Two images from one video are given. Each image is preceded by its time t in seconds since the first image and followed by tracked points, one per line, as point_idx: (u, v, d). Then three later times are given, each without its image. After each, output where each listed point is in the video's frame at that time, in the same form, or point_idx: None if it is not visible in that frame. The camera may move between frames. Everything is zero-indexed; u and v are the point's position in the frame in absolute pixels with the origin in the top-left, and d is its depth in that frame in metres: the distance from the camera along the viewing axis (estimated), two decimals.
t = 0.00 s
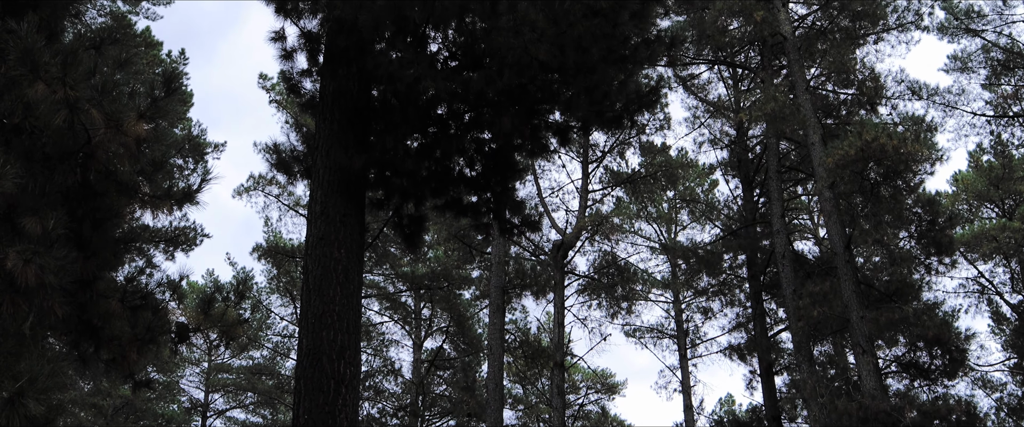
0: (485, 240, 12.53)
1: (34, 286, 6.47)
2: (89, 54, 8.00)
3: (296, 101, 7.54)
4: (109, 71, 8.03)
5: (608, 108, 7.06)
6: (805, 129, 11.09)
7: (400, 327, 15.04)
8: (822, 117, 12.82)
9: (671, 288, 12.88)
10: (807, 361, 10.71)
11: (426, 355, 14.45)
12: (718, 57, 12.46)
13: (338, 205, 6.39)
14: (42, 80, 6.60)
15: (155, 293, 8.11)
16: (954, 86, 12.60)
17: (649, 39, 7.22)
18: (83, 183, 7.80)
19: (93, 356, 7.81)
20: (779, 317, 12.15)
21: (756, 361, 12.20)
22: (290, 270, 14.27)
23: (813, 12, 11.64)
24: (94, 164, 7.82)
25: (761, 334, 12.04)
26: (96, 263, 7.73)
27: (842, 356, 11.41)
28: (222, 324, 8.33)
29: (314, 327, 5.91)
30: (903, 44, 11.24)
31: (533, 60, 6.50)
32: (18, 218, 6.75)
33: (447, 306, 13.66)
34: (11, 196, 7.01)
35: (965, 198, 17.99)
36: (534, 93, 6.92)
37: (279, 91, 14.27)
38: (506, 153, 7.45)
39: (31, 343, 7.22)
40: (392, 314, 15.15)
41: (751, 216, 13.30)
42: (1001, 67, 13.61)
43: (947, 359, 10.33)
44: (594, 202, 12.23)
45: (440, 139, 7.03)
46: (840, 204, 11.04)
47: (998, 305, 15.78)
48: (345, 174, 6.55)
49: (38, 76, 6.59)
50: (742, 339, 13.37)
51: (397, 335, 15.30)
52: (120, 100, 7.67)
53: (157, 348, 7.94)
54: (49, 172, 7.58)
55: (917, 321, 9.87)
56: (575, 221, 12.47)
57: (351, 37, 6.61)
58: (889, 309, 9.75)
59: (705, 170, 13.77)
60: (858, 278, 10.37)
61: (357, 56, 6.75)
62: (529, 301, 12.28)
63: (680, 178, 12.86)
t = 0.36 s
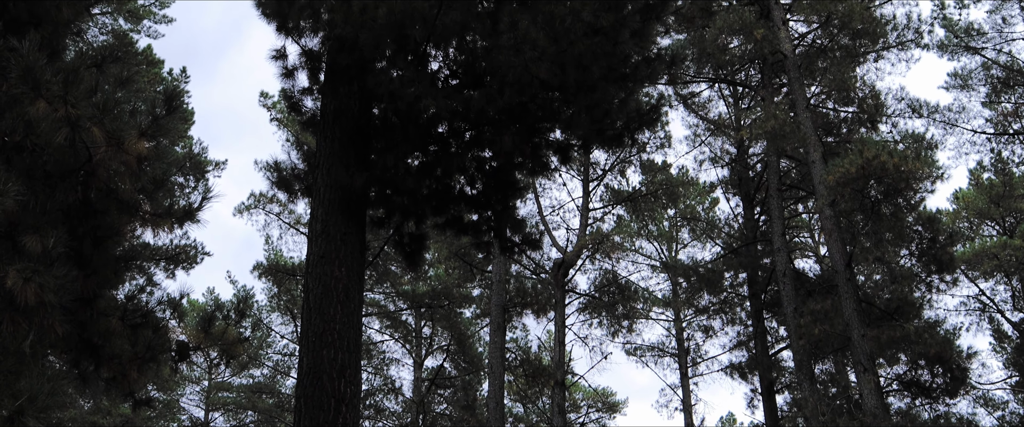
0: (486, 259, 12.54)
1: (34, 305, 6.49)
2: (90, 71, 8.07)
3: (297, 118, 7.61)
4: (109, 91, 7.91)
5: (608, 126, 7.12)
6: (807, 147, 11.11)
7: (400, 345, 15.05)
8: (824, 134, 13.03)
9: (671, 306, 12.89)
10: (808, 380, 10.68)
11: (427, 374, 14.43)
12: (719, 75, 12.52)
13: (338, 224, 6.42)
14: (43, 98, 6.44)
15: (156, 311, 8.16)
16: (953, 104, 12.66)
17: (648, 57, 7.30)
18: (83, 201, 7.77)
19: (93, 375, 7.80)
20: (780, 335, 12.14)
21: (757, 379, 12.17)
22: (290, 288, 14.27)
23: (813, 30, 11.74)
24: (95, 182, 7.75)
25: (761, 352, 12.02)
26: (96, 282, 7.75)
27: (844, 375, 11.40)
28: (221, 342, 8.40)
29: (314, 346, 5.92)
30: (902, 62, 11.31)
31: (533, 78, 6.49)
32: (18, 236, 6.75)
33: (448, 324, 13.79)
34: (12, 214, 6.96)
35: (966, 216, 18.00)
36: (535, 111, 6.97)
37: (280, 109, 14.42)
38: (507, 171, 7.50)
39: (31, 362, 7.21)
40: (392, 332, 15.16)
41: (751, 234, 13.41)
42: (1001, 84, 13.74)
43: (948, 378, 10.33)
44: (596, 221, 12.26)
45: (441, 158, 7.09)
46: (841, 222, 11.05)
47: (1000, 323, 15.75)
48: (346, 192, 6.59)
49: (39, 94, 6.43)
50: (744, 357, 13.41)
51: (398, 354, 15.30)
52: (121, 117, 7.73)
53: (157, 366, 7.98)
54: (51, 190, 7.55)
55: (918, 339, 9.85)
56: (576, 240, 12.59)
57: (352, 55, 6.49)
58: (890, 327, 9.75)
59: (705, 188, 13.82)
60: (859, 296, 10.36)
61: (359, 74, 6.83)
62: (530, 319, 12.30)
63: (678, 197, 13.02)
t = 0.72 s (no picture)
0: (486, 300, 12.53)
1: (34, 346, 6.51)
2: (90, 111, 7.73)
3: (299, 159, 7.72)
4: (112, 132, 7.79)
5: (608, 167, 7.21)
6: (807, 187, 11.16)
7: (401, 387, 15.00)
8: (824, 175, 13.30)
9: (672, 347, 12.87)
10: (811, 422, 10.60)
11: (427, 415, 14.35)
12: (719, 115, 12.35)
13: (339, 265, 6.48)
14: (46, 138, 6.30)
15: (156, 352, 8.11)
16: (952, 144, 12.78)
17: (650, 98, 7.39)
18: (84, 241, 7.80)
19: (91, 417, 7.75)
20: (782, 376, 12.08)
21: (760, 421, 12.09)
22: (291, 329, 14.25)
23: (813, 70, 11.79)
24: (96, 222, 7.72)
25: (764, 394, 11.95)
26: (96, 323, 7.79)
27: (847, 416, 11.31)
28: (222, 383, 8.37)
29: (314, 387, 5.94)
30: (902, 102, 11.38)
31: (534, 118, 6.48)
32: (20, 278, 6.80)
33: (448, 365, 14.15)
34: (12, 254, 6.95)
35: (967, 256, 17.98)
36: (536, 152, 7.08)
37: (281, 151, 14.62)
38: (508, 212, 7.60)
39: (30, 403, 7.26)
40: (393, 373, 15.12)
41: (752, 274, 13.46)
42: (1001, 123, 13.94)
43: (952, 419, 10.30)
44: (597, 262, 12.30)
45: (442, 198, 7.19)
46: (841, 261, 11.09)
47: (1003, 363, 15.67)
48: (347, 232, 6.66)
49: (43, 134, 6.28)
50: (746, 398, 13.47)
51: (398, 395, 15.23)
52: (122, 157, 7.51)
53: (157, 408, 7.96)
54: (53, 230, 7.49)
55: (921, 380, 9.83)
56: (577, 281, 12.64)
57: (354, 95, 6.47)
58: (892, 368, 9.71)
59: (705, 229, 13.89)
60: (861, 337, 10.34)
61: (359, 116, 6.74)
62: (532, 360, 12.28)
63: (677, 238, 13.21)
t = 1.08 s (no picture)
0: (487, 353, 12.51)
1: (33, 399, 6.53)
2: (94, 165, 7.69)
3: (300, 211, 7.90)
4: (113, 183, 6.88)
5: (610, 219, 7.35)
6: (808, 239, 11.23)
7: None
8: (825, 226, 13.51)
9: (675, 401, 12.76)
10: None
11: None
12: (720, 168, 12.68)
13: (340, 318, 6.56)
14: (48, 192, 5.89)
15: (156, 406, 8.03)
16: (952, 196, 12.93)
17: (651, 151, 7.43)
18: (85, 294, 7.96)
19: None
20: None
21: None
22: (291, 382, 14.20)
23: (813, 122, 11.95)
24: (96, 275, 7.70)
25: None
26: (97, 375, 7.82)
27: None
28: None
29: None
30: (903, 154, 11.67)
31: (535, 171, 6.63)
32: (20, 331, 6.90)
33: (449, 417, 14.09)
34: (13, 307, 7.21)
35: (969, 308, 17.94)
36: (538, 204, 7.16)
37: (283, 204, 15.03)
38: (509, 265, 7.73)
39: None
40: None
41: (754, 327, 13.47)
42: (1001, 176, 14.26)
43: None
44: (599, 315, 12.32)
45: (442, 250, 7.39)
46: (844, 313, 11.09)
47: (1007, 416, 15.57)
48: (348, 286, 6.74)
49: (45, 187, 5.88)
50: None
51: None
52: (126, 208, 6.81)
53: None
54: (52, 282, 7.64)
55: None
56: (578, 334, 12.59)
57: (354, 148, 6.62)
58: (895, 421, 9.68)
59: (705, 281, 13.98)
60: (864, 389, 10.35)
61: (360, 169, 6.93)
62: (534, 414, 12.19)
63: (677, 289, 13.27)
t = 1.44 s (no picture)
0: (488, 403, 12.47)
1: None
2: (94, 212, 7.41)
3: (300, 261, 8.02)
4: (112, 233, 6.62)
5: (610, 269, 7.46)
6: (810, 288, 11.30)
7: None
8: (826, 275, 13.63)
9: None
10: None
11: None
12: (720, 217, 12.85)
13: (340, 368, 6.64)
14: (48, 240, 5.75)
15: None
16: (952, 245, 13.06)
17: (651, 201, 7.45)
18: (84, 344, 7.78)
19: None
20: None
21: None
22: None
23: (813, 172, 12.18)
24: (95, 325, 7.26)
25: None
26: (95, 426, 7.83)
27: None
28: None
29: None
30: (905, 204, 11.88)
31: (535, 222, 6.84)
32: (19, 381, 6.95)
33: None
34: (13, 357, 7.26)
35: (971, 357, 17.88)
36: (540, 254, 7.33)
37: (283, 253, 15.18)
38: (509, 315, 7.82)
39: None
40: None
41: (756, 377, 13.46)
42: (1001, 224, 14.46)
43: None
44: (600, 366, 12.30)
45: (442, 301, 7.48)
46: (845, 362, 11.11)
47: None
48: (348, 335, 6.81)
49: (45, 236, 5.73)
50: None
51: None
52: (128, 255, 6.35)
53: None
54: (52, 331, 7.62)
55: None
56: (580, 384, 12.55)
57: (355, 198, 6.76)
58: None
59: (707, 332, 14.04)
60: None
61: (360, 219, 6.99)
62: None
63: (678, 340, 13.34)
